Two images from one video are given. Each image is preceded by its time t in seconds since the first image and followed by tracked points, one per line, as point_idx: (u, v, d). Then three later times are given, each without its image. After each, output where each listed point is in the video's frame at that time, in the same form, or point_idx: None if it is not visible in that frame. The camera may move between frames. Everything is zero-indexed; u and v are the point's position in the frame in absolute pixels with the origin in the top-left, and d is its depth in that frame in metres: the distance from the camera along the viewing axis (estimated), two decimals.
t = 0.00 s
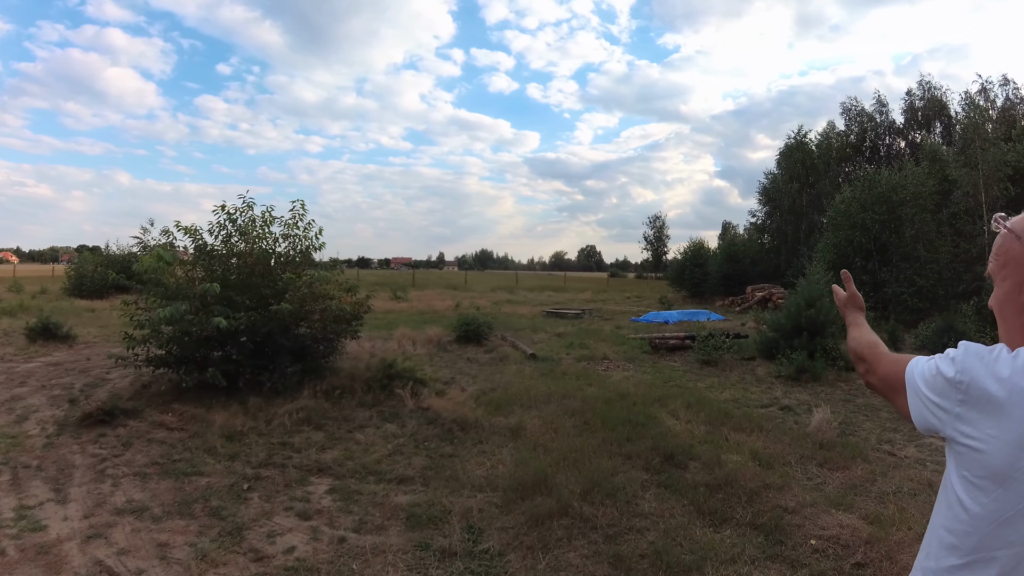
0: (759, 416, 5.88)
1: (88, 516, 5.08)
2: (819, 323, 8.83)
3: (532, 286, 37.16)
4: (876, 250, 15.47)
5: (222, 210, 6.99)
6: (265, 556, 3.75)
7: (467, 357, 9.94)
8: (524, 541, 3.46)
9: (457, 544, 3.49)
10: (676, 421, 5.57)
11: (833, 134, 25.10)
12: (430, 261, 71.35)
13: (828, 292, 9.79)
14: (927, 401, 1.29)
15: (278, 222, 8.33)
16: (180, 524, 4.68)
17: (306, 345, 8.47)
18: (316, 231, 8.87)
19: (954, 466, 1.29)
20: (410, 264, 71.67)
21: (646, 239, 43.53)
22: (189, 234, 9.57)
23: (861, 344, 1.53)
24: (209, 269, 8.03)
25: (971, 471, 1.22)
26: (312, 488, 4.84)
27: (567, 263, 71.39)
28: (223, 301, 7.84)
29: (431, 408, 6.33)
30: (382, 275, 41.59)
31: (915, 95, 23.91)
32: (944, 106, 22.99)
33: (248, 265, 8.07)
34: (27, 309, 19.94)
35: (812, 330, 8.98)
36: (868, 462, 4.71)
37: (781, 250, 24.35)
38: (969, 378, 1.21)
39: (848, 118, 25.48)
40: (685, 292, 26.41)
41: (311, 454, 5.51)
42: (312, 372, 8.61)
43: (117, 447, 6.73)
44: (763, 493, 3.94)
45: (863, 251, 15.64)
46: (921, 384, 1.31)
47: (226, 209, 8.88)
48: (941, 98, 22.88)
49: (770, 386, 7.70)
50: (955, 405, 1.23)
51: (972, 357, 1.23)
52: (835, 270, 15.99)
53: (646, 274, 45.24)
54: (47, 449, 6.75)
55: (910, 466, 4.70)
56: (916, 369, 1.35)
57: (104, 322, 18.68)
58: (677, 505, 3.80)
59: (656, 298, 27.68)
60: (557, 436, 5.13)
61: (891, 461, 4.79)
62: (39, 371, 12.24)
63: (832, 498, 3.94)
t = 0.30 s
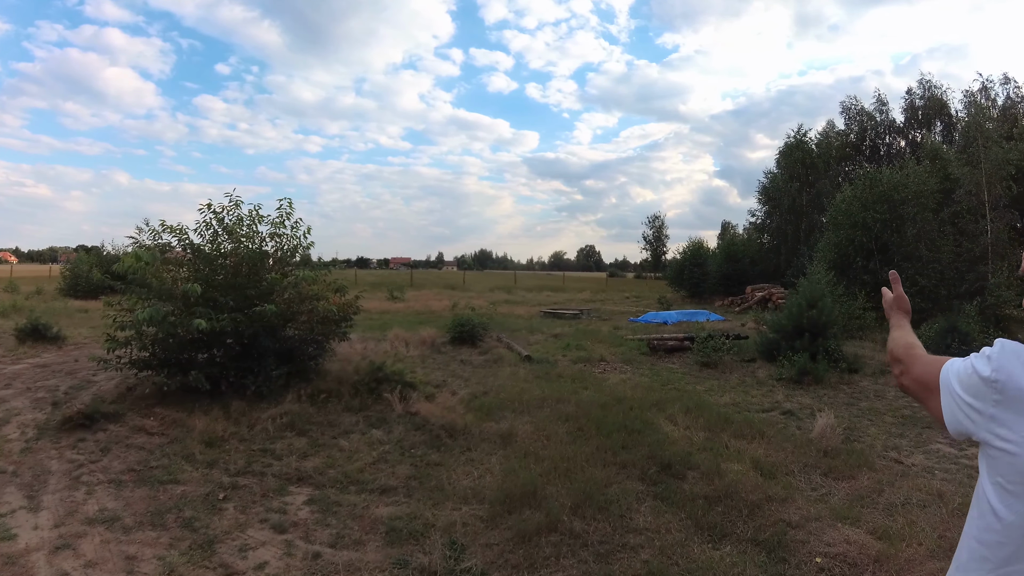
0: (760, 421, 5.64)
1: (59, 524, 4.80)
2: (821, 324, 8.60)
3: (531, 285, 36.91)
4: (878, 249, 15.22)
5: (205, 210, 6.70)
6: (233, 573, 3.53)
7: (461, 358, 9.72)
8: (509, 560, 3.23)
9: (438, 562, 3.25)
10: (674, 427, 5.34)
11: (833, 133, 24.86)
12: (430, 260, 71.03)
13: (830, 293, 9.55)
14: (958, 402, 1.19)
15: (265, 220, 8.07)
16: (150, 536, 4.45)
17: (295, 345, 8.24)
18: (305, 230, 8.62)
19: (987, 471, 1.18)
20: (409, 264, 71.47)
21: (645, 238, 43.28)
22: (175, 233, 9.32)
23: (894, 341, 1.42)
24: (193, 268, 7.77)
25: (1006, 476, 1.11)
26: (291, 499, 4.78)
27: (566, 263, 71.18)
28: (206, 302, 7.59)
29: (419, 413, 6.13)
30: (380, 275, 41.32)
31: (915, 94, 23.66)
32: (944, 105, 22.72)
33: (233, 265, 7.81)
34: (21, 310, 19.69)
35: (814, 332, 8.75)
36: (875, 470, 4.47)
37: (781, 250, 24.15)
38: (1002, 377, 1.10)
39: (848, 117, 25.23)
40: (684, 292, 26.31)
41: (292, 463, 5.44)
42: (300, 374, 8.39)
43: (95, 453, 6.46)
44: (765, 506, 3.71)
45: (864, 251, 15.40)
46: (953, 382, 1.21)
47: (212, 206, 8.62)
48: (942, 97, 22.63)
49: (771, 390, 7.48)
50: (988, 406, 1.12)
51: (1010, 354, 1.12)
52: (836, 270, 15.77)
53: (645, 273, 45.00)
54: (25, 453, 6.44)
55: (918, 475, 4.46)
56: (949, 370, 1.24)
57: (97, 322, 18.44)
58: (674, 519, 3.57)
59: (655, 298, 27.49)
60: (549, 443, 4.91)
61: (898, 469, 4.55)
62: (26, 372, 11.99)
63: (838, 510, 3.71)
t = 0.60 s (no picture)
0: (758, 425, 5.42)
1: (23, 529, 4.47)
2: (820, 325, 8.37)
3: (529, 285, 36.68)
4: (878, 247, 14.96)
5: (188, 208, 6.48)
6: None
7: (452, 359, 9.50)
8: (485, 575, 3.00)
9: None
10: (668, 431, 5.12)
11: (833, 131, 24.60)
12: (429, 260, 70.67)
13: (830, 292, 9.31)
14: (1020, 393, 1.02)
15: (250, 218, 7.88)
16: (114, 542, 4.20)
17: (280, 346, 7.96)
18: (291, 228, 8.44)
19: None
20: (409, 264, 71.26)
21: (644, 238, 43.01)
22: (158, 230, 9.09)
23: (919, 323, 1.27)
24: (174, 265, 7.57)
25: None
26: (261, 505, 4.64)
27: (566, 263, 70.97)
28: (188, 301, 7.38)
29: (403, 416, 5.93)
30: (379, 275, 41.04)
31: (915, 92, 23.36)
32: (945, 103, 22.39)
33: (216, 262, 7.61)
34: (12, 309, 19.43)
35: (814, 332, 8.53)
36: (878, 478, 4.23)
37: (781, 249, 23.94)
38: None
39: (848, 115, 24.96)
40: (682, 292, 26.33)
41: (268, 467, 5.28)
42: (286, 376, 8.19)
43: (70, 454, 6.16)
44: (763, 517, 3.48)
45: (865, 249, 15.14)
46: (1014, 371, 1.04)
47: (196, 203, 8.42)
48: (942, 95, 22.35)
49: (770, 391, 7.26)
50: None
51: None
52: (836, 269, 15.55)
53: (645, 273, 44.74)
54: None
55: (923, 482, 4.23)
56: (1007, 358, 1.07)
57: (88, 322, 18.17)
58: (665, 532, 3.34)
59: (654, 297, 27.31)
60: (535, 448, 4.69)
61: (903, 475, 4.31)
62: (10, 372, 11.73)
63: (838, 521, 3.49)
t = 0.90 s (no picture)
0: (754, 431, 5.19)
1: None
2: (819, 326, 8.15)
3: (527, 285, 36.35)
4: (879, 247, 14.72)
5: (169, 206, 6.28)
6: None
7: (443, 361, 9.29)
8: None
9: None
10: (660, 439, 4.89)
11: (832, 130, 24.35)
12: (427, 259, 70.25)
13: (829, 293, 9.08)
14: None
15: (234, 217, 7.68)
16: (77, 552, 3.91)
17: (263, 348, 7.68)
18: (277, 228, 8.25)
19: None
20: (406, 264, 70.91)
21: (643, 238, 42.69)
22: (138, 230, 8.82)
23: (967, 337, 1.49)
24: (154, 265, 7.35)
25: None
26: (229, 515, 4.42)
27: (564, 263, 70.71)
28: (167, 302, 7.14)
29: (385, 422, 5.73)
30: (378, 275, 40.74)
31: (915, 91, 23.08)
32: (945, 102, 22.12)
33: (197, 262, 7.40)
34: None
35: (813, 334, 8.30)
36: (879, 489, 4.00)
37: (780, 249, 23.69)
38: None
39: (847, 115, 24.72)
40: (681, 292, 26.09)
41: (238, 475, 5.07)
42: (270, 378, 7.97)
43: (44, 459, 5.84)
44: (756, 534, 3.26)
45: (866, 249, 14.89)
46: None
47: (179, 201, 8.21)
48: (943, 94, 22.09)
49: (768, 395, 7.04)
50: None
51: None
52: (836, 269, 15.31)
53: (643, 274, 44.42)
54: None
55: (926, 493, 4.00)
56: None
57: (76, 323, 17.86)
58: (650, 550, 3.12)
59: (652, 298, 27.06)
60: (519, 457, 4.48)
61: (906, 486, 4.08)
62: None
63: (835, 537, 3.28)
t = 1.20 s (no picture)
0: (754, 438, 4.99)
1: None
2: (821, 328, 7.94)
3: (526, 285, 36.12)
4: (881, 247, 14.48)
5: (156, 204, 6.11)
6: None
7: (436, 363, 9.10)
8: None
9: None
10: (656, 446, 4.69)
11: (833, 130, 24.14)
12: (427, 258, 69.93)
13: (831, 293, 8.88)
14: None
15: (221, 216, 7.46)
16: (45, 563, 3.68)
17: (250, 350, 7.47)
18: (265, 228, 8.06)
19: None
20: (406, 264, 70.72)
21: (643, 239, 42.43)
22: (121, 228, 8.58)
23: (1008, 344, 1.38)
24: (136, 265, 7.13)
25: None
26: (203, 526, 4.22)
27: (564, 263, 70.49)
28: (150, 303, 6.93)
29: (371, 427, 5.54)
30: (377, 275, 40.52)
31: (917, 90, 22.81)
32: (947, 101, 21.89)
33: (182, 262, 7.19)
34: None
35: (815, 335, 8.10)
36: (884, 501, 3.80)
37: (781, 249, 23.48)
38: None
39: (848, 114, 24.50)
40: (681, 293, 25.89)
41: (215, 483, 4.88)
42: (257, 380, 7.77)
43: (22, 464, 5.60)
44: (754, 552, 3.05)
45: (868, 249, 14.64)
46: None
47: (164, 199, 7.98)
48: (944, 93, 21.83)
49: (768, 399, 6.84)
50: None
51: None
52: (838, 270, 15.10)
53: (643, 275, 44.18)
54: None
55: (934, 505, 3.80)
56: None
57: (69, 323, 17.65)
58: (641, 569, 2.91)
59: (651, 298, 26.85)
60: (507, 466, 4.28)
61: (912, 498, 3.88)
62: None
63: (839, 555, 3.07)
